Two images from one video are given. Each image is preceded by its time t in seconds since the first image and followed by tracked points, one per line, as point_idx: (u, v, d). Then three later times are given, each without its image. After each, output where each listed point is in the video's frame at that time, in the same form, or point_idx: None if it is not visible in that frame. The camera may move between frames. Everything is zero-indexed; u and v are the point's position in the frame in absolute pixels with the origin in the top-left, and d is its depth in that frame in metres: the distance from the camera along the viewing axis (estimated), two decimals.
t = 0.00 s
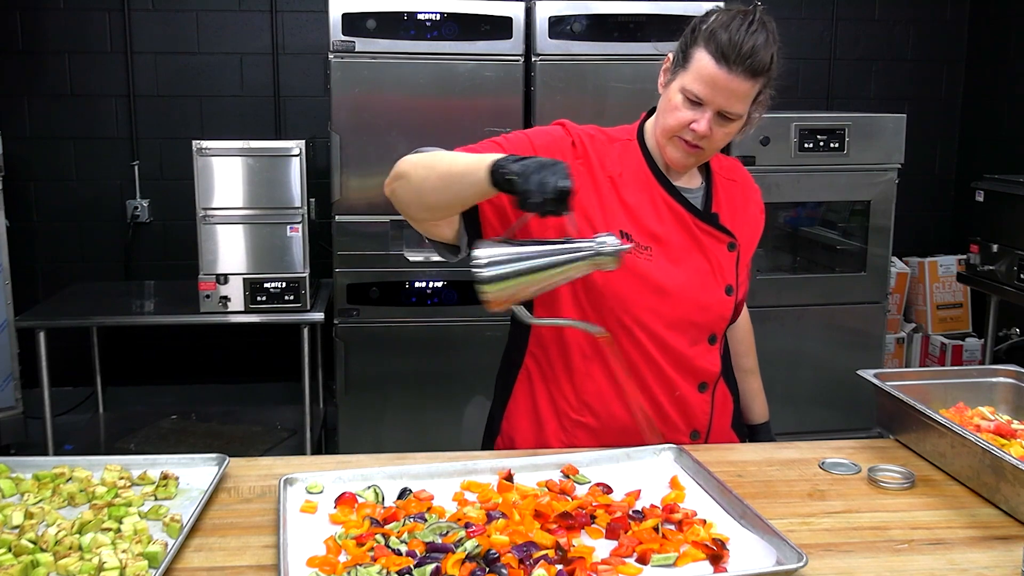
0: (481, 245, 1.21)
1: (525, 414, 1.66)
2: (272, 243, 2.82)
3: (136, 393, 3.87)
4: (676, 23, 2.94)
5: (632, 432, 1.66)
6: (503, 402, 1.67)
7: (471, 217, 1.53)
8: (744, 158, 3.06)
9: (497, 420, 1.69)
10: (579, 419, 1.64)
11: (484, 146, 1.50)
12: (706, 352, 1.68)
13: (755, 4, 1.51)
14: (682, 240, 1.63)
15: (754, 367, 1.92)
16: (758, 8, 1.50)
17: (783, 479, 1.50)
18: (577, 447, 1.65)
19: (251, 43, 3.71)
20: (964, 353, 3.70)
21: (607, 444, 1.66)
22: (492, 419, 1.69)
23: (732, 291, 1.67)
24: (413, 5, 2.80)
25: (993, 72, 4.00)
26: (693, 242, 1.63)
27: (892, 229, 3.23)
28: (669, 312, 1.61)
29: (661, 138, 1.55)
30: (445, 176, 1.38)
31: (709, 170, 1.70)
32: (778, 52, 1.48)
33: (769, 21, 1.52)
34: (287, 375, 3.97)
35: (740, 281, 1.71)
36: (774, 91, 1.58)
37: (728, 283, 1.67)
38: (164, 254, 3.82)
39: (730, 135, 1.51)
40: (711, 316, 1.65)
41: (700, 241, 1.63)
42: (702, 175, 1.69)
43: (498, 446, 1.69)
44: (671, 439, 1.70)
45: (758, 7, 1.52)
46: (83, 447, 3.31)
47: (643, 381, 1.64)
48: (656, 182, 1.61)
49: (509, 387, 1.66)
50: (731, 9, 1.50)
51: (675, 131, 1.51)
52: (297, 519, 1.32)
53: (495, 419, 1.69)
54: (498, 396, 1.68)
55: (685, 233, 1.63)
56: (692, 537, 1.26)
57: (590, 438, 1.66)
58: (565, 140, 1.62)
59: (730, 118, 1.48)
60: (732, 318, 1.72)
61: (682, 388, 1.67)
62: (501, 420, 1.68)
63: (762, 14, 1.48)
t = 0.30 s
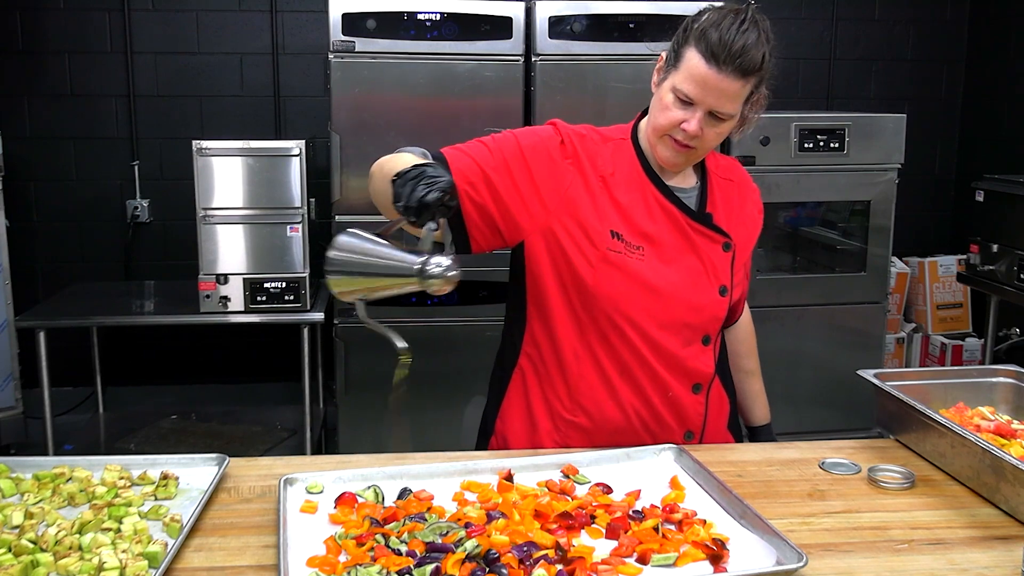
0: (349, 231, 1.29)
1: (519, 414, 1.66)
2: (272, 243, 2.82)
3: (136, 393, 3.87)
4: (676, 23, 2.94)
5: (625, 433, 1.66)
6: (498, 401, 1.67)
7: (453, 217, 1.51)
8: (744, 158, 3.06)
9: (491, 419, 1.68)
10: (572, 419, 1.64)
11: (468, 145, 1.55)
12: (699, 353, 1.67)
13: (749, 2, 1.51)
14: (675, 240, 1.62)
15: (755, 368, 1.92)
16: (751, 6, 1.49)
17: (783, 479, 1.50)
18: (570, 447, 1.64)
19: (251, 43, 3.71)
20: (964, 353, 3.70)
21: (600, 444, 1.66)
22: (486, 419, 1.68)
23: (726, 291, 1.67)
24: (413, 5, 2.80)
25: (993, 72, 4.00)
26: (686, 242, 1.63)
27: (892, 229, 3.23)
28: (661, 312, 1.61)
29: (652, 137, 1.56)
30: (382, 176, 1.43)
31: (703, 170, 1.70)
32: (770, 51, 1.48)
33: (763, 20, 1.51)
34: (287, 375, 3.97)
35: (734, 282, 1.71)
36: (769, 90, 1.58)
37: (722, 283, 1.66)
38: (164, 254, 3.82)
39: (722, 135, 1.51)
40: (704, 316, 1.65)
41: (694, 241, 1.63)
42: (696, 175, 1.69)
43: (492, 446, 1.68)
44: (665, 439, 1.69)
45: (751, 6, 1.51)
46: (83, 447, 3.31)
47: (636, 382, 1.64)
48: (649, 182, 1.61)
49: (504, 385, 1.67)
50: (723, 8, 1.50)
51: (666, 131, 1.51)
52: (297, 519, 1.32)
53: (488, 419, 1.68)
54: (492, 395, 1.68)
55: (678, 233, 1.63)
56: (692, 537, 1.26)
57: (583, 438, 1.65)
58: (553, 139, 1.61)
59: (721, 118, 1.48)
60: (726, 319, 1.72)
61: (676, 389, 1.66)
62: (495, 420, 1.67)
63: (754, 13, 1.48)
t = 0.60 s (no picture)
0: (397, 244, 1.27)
1: (512, 415, 1.66)
2: (272, 243, 2.82)
3: (136, 393, 3.87)
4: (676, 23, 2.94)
5: (618, 434, 1.66)
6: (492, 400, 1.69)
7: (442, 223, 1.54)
8: (744, 158, 3.06)
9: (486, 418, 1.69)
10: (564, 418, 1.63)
11: (457, 149, 1.59)
12: (692, 354, 1.66)
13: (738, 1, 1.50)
14: (666, 240, 1.61)
15: (758, 369, 1.91)
16: (739, 4, 1.49)
17: (783, 479, 1.50)
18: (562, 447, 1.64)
19: (251, 43, 3.71)
20: (964, 353, 3.70)
21: (592, 445, 1.66)
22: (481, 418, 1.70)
23: (719, 292, 1.65)
24: (413, 5, 2.80)
25: (993, 72, 4.00)
26: (677, 242, 1.62)
27: (892, 229, 3.23)
28: (651, 313, 1.60)
29: (641, 137, 1.55)
30: (393, 179, 1.43)
31: (697, 169, 1.69)
32: (758, 49, 1.47)
33: (752, 18, 1.51)
34: (287, 375, 3.97)
35: (729, 282, 1.68)
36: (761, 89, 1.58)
37: (715, 284, 1.64)
38: (164, 254, 3.82)
39: (711, 135, 1.50)
40: (696, 317, 1.63)
41: (685, 241, 1.62)
42: (690, 174, 1.69)
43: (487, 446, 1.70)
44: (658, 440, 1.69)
45: (741, 4, 1.51)
46: (83, 447, 3.31)
47: (627, 383, 1.63)
48: (639, 182, 1.61)
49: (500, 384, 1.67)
50: (711, 6, 1.49)
51: (654, 131, 1.51)
52: (297, 519, 1.32)
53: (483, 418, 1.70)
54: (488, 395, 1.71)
55: (669, 233, 1.62)
56: (692, 537, 1.26)
57: (575, 439, 1.65)
58: (542, 140, 1.63)
59: (710, 118, 1.48)
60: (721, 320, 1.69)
61: (667, 391, 1.65)
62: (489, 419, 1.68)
63: (742, 11, 1.47)
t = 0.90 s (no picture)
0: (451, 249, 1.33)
1: (500, 415, 1.66)
2: (272, 243, 2.82)
3: (136, 393, 3.87)
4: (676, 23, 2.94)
5: (606, 434, 1.65)
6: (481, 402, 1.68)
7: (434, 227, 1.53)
8: (744, 158, 3.06)
9: (475, 419, 1.69)
10: (552, 419, 1.63)
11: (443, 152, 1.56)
12: (680, 355, 1.65)
13: None
14: (653, 241, 1.61)
15: (756, 369, 1.91)
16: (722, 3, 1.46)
17: (783, 479, 1.50)
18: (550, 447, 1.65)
19: (251, 43, 3.71)
20: (964, 353, 3.70)
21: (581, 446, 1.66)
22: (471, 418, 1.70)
23: (708, 292, 1.63)
24: (412, 5, 2.80)
25: (993, 72, 4.00)
26: (665, 242, 1.61)
27: (892, 229, 3.23)
28: (637, 313, 1.59)
29: (627, 138, 1.54)
30: (404, 187, 1.44)
31: (686, 169, 1.67)
32: (741, 48, 1.45)
33: (736, 16, 1.48)
34: (287, 375, 3.97)
35: (718, 282, 1.67)
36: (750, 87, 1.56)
37: (704, 285, 1.63)
38: (164, 254, 3.82)
39: (696, 134, 1.48)
40: (683, 318, 1.62)
41: (673, 242, 1.61)
42: (679, 174, 1.68)
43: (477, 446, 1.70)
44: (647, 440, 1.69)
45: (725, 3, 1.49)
46: (83, 447, 3.31)
47: (614, 383, 1.63)
48: (626, 183, 1.60)
49: (489, 384, 1.67)
50: (694, 5, 1.47)
51: (638, 131, 1.50)
52: (297, 519, 1.32)
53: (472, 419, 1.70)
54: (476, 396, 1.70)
55: (657, 234, 1.61)
56: (692, 537, 1.26)
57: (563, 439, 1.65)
58: (528, 142, 1.63)
59: (693, 117, 1.46)
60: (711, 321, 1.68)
61: (655, 391, 1.64)
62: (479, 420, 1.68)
63: (725, 9, 1.45)
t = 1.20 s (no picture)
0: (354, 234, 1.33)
1: (488, 416, 1.66)
2: (272, 243, 2.82)
3: (136, 393, 3.87)
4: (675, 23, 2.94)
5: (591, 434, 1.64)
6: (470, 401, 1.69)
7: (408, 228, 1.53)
8: (744, 158, 3.06)
9: (464, 418, 1.69)
10: (538, 420, 1.63)
11: (424, 153, 1.60)
12: (663, 357, 1.62)
13: None
14: (635, 242, 1.59)
15: (746, 370, 1.88)
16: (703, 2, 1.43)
17: (783, 479, 1.50)
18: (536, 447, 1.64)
19: (251, 43, 3.71)
20: (964, 353, 3.70)
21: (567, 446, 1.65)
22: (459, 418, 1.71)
23: (691, 293, 1.61)
24: (412, 5, 2.80)
25: (993, 72, 4.00)
26: (647, 243, 1.59)
27: (892, 229, 3.23)
28: (618, 314, 1.57)
29: (608, 139, 1.53)
30: (365, 182, 1.43)
31: (672, 171, 1.65)
32: (722, 48, 1.42)
33: (717, 15, 1.45)
34: (287, 375, 3.97)
35: (703, 283, 1.64)
36: (734, 84, 1.54)
37: (687, 286, 1.61)
38: (164, 254, 3.82)
39: (677, 135, 1.47)
40: (666, 319, 1.59)
41: (655, 242, 1.59)
42: (663, 175, 1.65)
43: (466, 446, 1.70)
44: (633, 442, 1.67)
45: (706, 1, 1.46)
46: (83, 447, 3.31)
47: (597, 384, 1.61)
48: (608, 184, 1.59)
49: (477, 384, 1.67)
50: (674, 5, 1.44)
51: (619, 133, 1.48)
52: (297, 519, 1.32)
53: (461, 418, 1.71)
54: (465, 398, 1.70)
55: (639, 234, 1.59)
56: (692, 537, 1.26)
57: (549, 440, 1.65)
58: (508, 143, 1.62)
59: (673, 119, 1.44)
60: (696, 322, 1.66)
61: (638, 393, 1.62)
62: (467, 420, 1.69)
63: (705, 9, 1.42)
